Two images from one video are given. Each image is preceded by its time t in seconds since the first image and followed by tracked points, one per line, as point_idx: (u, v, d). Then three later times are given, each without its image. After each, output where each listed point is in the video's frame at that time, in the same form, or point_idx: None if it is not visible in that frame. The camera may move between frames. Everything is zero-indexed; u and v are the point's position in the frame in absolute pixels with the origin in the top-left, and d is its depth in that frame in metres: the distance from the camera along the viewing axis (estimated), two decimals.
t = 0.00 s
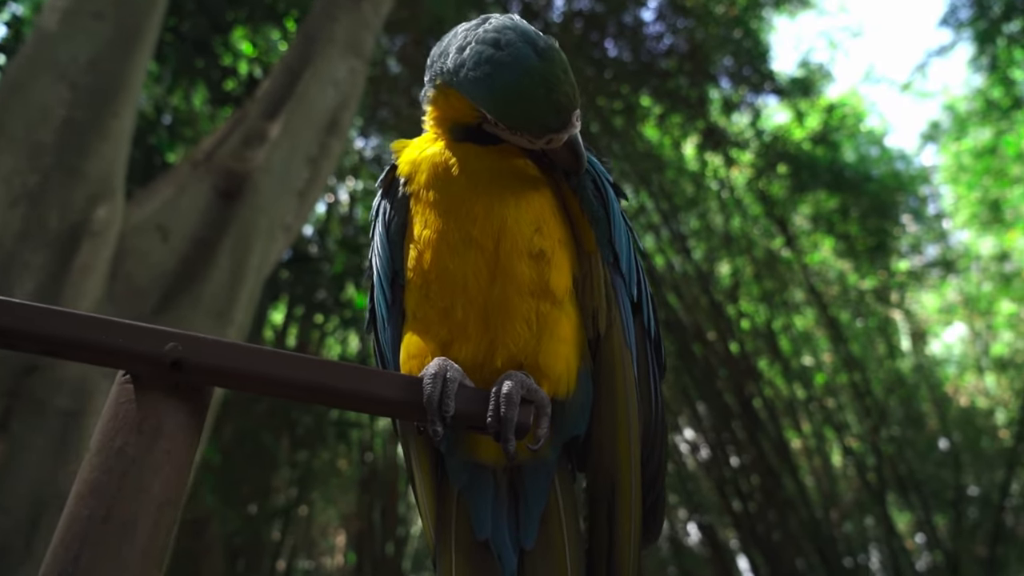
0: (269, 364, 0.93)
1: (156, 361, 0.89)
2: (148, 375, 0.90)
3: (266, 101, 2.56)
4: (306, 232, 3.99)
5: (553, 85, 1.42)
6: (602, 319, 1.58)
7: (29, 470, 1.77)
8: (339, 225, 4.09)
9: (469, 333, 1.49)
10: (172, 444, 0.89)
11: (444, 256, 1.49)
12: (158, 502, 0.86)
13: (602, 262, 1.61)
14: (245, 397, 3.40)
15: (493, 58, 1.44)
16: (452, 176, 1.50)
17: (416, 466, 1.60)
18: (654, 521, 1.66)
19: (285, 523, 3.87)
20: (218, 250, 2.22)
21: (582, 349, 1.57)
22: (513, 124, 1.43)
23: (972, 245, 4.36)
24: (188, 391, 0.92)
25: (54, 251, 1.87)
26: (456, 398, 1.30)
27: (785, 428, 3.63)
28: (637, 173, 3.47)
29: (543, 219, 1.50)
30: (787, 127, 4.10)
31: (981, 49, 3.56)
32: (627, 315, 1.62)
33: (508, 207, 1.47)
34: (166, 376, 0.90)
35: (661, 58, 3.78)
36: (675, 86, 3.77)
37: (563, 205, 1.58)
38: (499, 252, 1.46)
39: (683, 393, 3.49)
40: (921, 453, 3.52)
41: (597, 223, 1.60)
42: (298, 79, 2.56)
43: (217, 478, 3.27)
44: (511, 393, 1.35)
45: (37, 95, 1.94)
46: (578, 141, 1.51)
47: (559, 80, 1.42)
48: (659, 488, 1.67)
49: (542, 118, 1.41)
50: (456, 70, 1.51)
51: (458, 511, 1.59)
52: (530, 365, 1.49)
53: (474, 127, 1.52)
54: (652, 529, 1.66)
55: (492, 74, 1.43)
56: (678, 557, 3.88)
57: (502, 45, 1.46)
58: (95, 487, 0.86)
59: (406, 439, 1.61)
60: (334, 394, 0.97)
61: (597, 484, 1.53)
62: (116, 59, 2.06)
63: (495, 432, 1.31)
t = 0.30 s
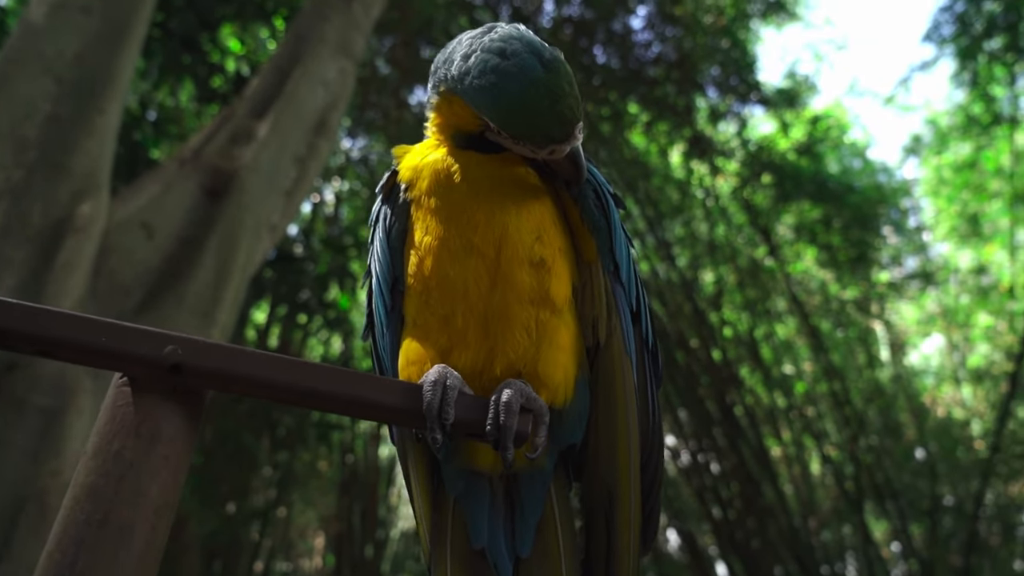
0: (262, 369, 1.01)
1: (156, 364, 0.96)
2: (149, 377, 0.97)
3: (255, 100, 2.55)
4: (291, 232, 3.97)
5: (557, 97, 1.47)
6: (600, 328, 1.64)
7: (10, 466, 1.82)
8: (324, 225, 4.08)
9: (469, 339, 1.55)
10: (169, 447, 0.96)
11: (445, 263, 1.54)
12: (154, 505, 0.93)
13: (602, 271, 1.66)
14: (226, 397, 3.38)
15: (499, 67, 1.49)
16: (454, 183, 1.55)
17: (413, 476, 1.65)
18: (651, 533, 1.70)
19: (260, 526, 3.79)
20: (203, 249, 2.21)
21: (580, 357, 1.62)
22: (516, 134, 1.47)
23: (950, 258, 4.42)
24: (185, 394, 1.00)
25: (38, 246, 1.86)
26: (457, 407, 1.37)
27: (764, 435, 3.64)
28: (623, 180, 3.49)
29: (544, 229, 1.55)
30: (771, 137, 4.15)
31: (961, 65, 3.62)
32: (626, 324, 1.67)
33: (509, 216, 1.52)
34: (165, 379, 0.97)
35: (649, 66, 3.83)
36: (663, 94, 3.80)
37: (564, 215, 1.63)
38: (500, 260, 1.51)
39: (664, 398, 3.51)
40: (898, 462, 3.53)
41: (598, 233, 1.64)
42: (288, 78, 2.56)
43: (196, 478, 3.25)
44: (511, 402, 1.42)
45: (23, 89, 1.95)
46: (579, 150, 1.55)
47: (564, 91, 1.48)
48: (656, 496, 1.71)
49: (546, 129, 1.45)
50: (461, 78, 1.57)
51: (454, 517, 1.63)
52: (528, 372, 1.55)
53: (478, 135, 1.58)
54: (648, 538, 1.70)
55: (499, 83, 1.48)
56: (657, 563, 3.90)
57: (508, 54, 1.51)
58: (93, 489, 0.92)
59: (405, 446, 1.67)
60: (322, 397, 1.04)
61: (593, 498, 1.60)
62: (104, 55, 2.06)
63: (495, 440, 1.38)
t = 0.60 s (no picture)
0: (264, 374, 1.02)
1: (158, 369, 0.98)
2: (151, 381, 0.99)
3: (246, 99, 2.55)
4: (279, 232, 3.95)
5: (563, 109, 1.49)
6: (600, 339, 1.70)
7: None
8: (312, 227, 4.02)
9: (471, 349, 1.59)
10: (169, 453, 0.97)
11: (448, 272, 1.58)
12: (153, 512, 0.94)
13: (604, 281, 1.71)
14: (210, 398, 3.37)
15: (506, 77, 1.52)
16: (457, 190, 1.59)
17: (412, 485, 1.72)
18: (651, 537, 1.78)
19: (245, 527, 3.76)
20: (192, 249, 2.20)
21: (580, 367, 1.68)
22: (519, 143, 1.50)
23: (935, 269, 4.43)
24: (185, 399, 1.01)
25: (24, 244, 1.85)
26: (458, 415, 1.38)
27: (749, 442, 3.65)
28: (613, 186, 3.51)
29: (546, 238, 1.59)
30: (759, 146, 4.15)
31: (945, 78, 3.68)
32: (626, 334, 1.73)
33: (512, 223, 1.56)
34: (166, 385, 0.99)
35: (639, 73, 3.81)
36: (652, 101, 3.82)
37: (567, 224, 1.68)
38: (503, 268, 1.55)
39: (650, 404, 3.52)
40: (881, 469, 3.56)
41: (600, 243, 1.69)
42: (279, 76, 2.55)
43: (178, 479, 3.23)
44: (512, 411, 1.46)
45: (12, 87, 1.96)
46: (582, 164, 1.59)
47: (569, 105, 1.49)
48: (654, 505, 1.74)
49: (551, 141, 1.48)
50: (467, 86, 1.60)
51: (455, 525, 1.72)
52: (529, 382, 1.59)
53: (481, 142, 1.62)
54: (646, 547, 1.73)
55: (506, 93, 1.51)
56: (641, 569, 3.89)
57: (516, 64, 1.54)
58: (93, 496, 0.93)
59: (404, 452, 1.73)
60: (321, 402, 1.05)
61: (592, 505, 1.68)
62: (93, 51, 2.06)
63: (496, 449, 1.42)
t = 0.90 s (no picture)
0: (266, 386, 1.04)
1: (163, 380, 1.00)
2: (156, 392, 1.01)
3: (237, 102, 2.54)
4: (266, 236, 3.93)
5: (573, 122, 1.51)
6: (605, 356, 1.71)
7: None
8: (299, 230, 4.01)
9: (475, 362, 1.58)
10: (172, 462, 1.00)
11: (452, 284, 1.58)
12: (156, 522, 0.97)
13: (612, 300, 1.73)
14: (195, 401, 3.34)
15: (517, 91, 1.54)
16: (464, 203, 1.60)
17: (414, 495, 1.72)
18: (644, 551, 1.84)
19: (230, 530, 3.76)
20: (180, 251, 2.18)
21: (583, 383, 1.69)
22: (529, 156, 1.53)
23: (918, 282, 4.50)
24: (188, 409, 1.03)
25: (10, 244, 1.83)
26: (463, 428, 1.38)
27: (733, 452, 3.66)
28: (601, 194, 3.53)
29: (552, 253, 1.60)
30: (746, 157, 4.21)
31: (930, 94, 3.73)
32: (632, 352, 1.75)
33: (518, 238, 1.57)
34: (170, 395, 1.01)
35: (629, 83, 3.86)
36: (642, 111, 3.85)
37: (572, 241, 1.70)
38: (508, 282, 1.55)
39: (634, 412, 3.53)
40: (862, 480, 3.58)
41: (608, 262, 1.72)
42: (271, 80, 2.55)
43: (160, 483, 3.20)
44: (516, 424, 1.44)
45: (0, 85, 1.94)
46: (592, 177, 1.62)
47: (578, 118, 1.52)
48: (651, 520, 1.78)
49: (559, 153, 1.50)
50: (477, 100, 1.62)
51: (455, 536, 1.73)
52: (531, 396, 1.59)
53: (489, 157, 1.63)
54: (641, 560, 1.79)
55: (516, 106, 1.53)
56: None
57: (526, 79, 1.56)
58: (97, 506, 0.96)
59: (406, 463, 1.73)
60: (323, 415, 1.07)
61: (590, 521, 1.73)
62: (85, 52, 2.05)
63: (500, 462, 1.40)
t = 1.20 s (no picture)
0: (276, 398, 1.02)
1: (170, 391, 0.98)
2: (162, 402, 0.99)
3: (231, 107, 2.54)
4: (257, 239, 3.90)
5: (586, 135, 1.51)
6: (609, 369, 1.74)
7: None
8: (291, 234, 3.98)
9: (480, 375, 1.58)
10: (179, 474, 0.98)
11: (458, 296, 1.58)
12: (165, 534, 0.96)
13: (616, 313, 1.75)
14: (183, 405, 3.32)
15: (530, 104, 1.54)
16: (470, 216, 1.60)
17: (417, 507, 1.72)
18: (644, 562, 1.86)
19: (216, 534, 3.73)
20: (173, 255, 2.18)
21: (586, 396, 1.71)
22: (543, 168, 1.52)
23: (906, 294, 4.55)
24: (195, 420, 1.01)
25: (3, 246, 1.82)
26: (469, 442, 1.36)
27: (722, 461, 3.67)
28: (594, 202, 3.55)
29: (558, 266, 1.61)
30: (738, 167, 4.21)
31: (920, 107, 3.77)
32: (637, 365, 1.77)
33: (524, 251, 1.57)
34: (177, 406, 0.99)
35: (623, 92, 3.90)
36: (635, 119, 3.87)
37: (579, 255, 1.71)
38: (514, 295, 1.56)
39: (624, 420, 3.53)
40: (851, 490, 3.59)
41: (614, 275, 1.73)
42: (266, 86, 2.56)
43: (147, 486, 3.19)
44: (521, 438, 1.46)
45: None
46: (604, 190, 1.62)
47: (593, 132, 1.52)
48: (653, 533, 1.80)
49: (573, 166, 1.50)
50: (489, 113, 1.62)
51: (455, 547, 1.72)
52: (536, 410, 1.59)
53: (499, 170, 1.63)
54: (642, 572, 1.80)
55: (530, 119, 1.53)
56: None
57: (539, 92, 1.56)
58: (103, 518, 0.94)
59: (410, 474, 1.73)
60: (333, 426, 1.05)
61: (593, 533, 1.75)
62: (81, 53, 2.05)
63: (504, 476, 1.42)
